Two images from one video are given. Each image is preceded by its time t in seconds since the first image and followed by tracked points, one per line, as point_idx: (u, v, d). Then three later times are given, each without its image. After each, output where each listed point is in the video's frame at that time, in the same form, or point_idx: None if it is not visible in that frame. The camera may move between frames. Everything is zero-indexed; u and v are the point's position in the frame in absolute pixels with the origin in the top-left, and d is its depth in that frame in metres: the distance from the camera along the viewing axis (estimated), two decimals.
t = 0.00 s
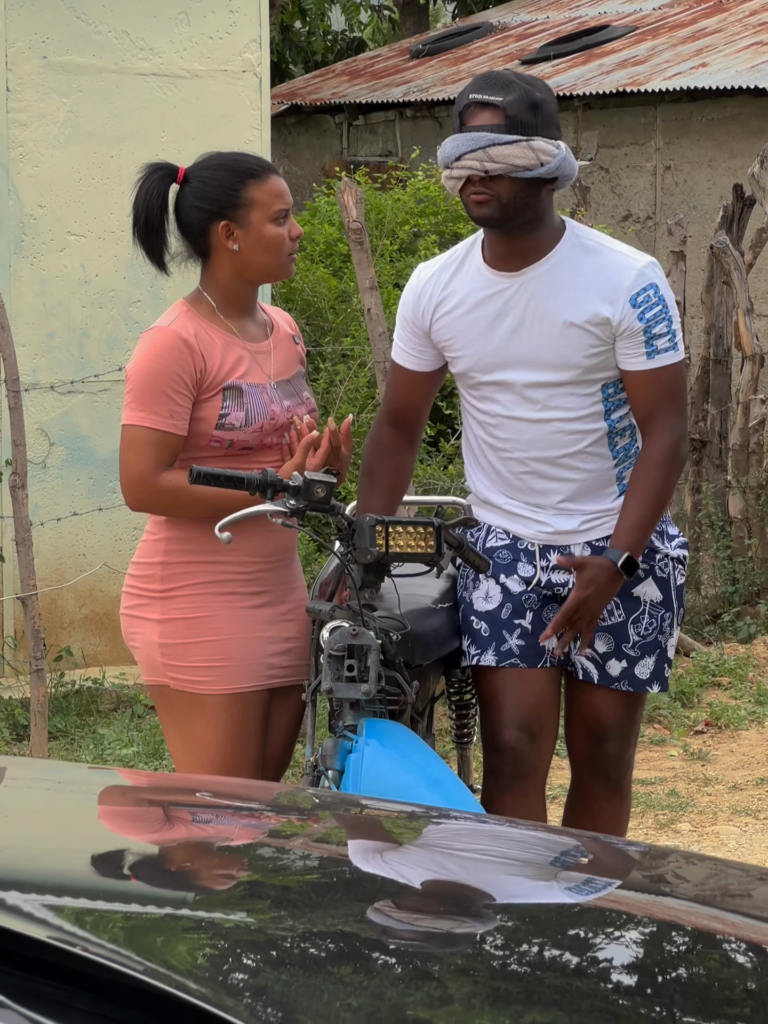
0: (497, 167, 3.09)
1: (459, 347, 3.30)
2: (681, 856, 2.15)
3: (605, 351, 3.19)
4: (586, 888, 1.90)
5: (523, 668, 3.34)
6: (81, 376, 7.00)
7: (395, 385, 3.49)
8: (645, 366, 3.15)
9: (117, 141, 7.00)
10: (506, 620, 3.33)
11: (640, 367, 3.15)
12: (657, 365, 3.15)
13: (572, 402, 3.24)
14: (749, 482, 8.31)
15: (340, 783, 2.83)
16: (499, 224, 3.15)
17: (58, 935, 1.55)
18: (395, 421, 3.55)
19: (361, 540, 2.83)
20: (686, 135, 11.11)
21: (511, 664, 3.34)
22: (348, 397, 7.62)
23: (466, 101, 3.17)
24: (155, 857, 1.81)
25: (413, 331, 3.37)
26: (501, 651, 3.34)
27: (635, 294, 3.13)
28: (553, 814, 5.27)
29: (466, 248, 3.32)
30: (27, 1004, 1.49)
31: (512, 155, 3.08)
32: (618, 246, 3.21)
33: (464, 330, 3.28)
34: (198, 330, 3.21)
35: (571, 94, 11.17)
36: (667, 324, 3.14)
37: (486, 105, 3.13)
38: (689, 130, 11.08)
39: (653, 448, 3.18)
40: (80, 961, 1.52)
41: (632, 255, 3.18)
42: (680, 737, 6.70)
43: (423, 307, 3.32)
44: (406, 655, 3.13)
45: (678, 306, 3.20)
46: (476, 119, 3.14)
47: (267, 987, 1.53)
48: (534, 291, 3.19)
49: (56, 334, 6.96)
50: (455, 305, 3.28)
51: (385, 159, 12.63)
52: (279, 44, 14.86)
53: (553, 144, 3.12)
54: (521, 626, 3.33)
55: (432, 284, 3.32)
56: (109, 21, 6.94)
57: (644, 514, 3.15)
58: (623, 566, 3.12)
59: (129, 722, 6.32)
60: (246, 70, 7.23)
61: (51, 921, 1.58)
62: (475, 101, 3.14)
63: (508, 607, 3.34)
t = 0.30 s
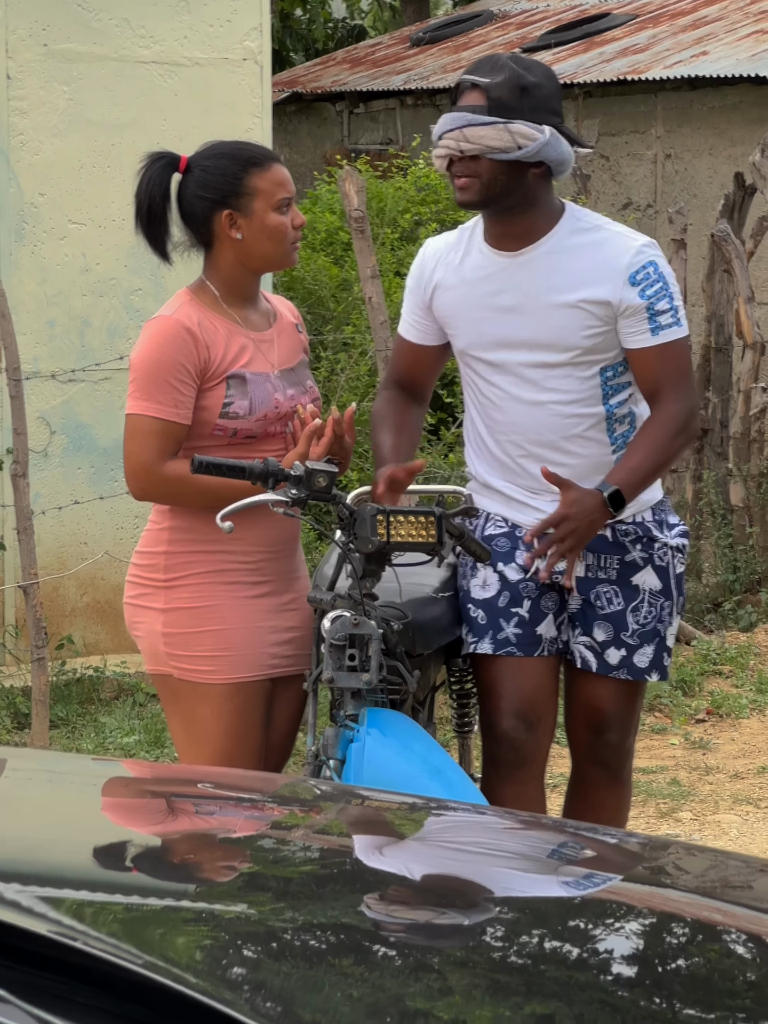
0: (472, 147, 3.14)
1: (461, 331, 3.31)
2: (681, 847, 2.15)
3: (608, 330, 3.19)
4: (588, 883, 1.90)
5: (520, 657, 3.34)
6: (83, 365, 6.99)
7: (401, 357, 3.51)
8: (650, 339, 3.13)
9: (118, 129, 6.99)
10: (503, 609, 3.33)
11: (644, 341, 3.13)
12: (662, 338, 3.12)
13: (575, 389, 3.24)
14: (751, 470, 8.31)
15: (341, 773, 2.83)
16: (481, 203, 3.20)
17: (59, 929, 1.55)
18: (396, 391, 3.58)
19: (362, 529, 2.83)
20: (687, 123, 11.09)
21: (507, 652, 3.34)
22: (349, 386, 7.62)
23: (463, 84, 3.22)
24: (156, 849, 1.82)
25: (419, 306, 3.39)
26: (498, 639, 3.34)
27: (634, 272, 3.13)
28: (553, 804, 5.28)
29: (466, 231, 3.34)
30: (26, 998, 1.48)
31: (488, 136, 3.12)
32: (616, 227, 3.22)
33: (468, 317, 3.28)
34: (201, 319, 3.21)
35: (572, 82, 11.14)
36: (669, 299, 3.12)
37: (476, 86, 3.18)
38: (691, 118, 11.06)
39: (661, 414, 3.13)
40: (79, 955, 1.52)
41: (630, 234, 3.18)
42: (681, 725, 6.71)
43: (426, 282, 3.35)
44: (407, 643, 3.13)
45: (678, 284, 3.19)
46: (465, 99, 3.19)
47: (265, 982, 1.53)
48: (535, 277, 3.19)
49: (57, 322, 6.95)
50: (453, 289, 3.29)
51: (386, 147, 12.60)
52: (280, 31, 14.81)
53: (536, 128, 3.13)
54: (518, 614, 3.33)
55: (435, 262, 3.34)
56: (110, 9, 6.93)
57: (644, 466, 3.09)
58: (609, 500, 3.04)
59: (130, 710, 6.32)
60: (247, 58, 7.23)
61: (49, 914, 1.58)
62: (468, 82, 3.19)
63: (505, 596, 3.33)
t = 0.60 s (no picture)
0: (462, 141, 3.12)
1: (457, 329, 3.28)
2: (679, 848, 2.14)
3: (601, 329, 3.17)
4: (585, 883, 1.89)
5: (519, 654, 3.33)
6: (80, 358, 6.97)
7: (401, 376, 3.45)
8: (644, 344, 3.13)
9: (116, 122, 6.97)
10: (502, 606, 3.32)
11: (638, 346, 3.13)
12: (656, 343, 3.12)
13: (575, 384, 3.23)
14: (749, 463, 8.31)
15: (339, 770, 2.82)
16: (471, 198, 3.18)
17: (54, 935, 1.54)
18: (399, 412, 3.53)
19: (360, 526, 2.82)
20: (687, 115, 11.06)
21: (506, 650, 3.33)
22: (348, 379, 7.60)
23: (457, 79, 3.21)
24: (154, 851, 1.81)
25: (410, 314, 3.36)
26: (497, 636, 3.32)
27: (629, 274, 3.12)
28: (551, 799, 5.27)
29: (461, 228, 3.32)
30: (20, 1004, 1.47)
31: (479, 131, 3.10)
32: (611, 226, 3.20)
33: (466, 311, 3.25)
34: (200, 312, 3.20)
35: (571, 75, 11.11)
36: (662, 304, 3.12)
37: (469, 81, 3.16)
38: (690, 110, 11.03)
39: (652, 423, 3.15)
40: (72, 961, 1.50)
41: (625, 234, 3.17)
42: (680, 720, 6.70)
43: (417, 290, 3.32)
44: (406, 640, 3.13)
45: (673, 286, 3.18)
46: (459, 94, 3.18)
47: (259, 987, 1.51)
48: (534, 271, 3.17)
49: (55, 315, 6.93)
50: (450, 284, 3.26)
51: (384, 139, 12.58)
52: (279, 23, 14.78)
53: (528, 124, 3.11)
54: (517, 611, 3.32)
55: (426, 267, 3.31)
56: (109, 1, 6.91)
57: (636, 481, 3.11)
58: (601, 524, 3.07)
59: (128, 704, 6.31)
60: (245, 51, 7.20)
61: (43, 919, 1.57)
62: (462, 77, 3.18)
63: (504, 593, 3.32)
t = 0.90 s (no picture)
0: (473, 146, 3.12)
1: (466, 329, 3.27)
2: (688, 854, 2.14)
3: (612, 334, 3.17)
4: (595, 887, 1.89)
5: (532, 656, 3.32)
6: (91, 357, 6.98)
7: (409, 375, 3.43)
8: (655, 347, 3.13)
9: (128, 122, 6.97)
10: (514, 607, 3.31)
11: (649, 348, 3.14)
12: (667, 347, 3.13)
13: (587, 385, 3.22)
14: (760, 463, 8.30)
15: (349, 772, 2.82)
16: (479, 203, 3.17)
17: (61, 943, 1.53)
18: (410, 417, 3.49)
19: (371, 527, 2.82)
20: (698, 114, 11.05)
21: (519, 651, 3.31)
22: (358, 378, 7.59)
23: (468, 83, 3.20)
24: (162, 856, 1.80)
25: (419, 318, 3.35)
26: (510, 637, 3.31)
27: (640, 278, 3.12)
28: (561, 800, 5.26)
29: (472, 228, 3.32)
30: (26, 1011, 1.47)
31: (490, 136, 3.10)
32: (621, 230, 3.20)
33: (476, 311, 3.24)
34: (211, 311, 3.20)
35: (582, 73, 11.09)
36: (674, 307, 3.12)
37: (482, 85, 3.15)
38: (701, 110, 11.02)
39: (666, 426, 3.17)
40: (79, 968, 1.50)
41: (635, 237, 3.18)
42: (691, 720, 6.69)
43: (428, 292, 3.31)
44: (415, 641, 3.12)
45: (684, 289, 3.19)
46: (469, 98, 3.17)
47: (265, 997, 1.51)
48: (545, 273, 3.17)
49: (65, 314, 6.94)
50: (460, 285, 3.26)
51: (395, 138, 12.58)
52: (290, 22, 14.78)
53: (538, 131, 3.11)
54: (529, 612, 3.31)
55: (436, 270, 3.30)
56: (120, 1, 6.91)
57: (649, 488, 3.14)
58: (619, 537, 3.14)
59: (138, 704, 6.32)
60: (256, 50, 7.18)
61: (51, 925, 1.57)
62: (473, 81, 3.17)
63: (516, 595, 3.31)
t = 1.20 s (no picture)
0: (480, 132, 3.12)
1: (469, 320, 3.27)
2: (690, 848, 2.13)
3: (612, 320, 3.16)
4: (597, 882, 1.88)
5: (534, 649, 3.33)
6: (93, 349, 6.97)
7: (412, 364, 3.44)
8: (647, 331, 3.11)
9: (131, 113, 6.96)
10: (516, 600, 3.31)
11: (642, 332, 3.12)
12: (660, 331, 3.11)
13: (589, 376, 3.21)
14: (763, 455, 8.29)
15: (350, 765, 2.82)
16: (488, 188, 3.18)
17: (62, 937, 1.53)
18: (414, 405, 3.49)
19: (372, 520, 2.82)
20: (701, 106, 11.04)
21: (521, 644, 3.32)
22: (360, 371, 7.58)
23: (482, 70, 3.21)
24: (162, 850, 1.80)
25: (423, 306, 3.35)
26: (512, 631, 3.31)
27: (639, 259, 3.11)
28: (563, 794, 5.26)
29: (476, 219, 3.31)
30: (26, 1006, 1.46)
31: (496, 123, 3.10)
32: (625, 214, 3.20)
33: (479, 302, 3.24)
34: (212, 303, 3.19)
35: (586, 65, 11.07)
36: (670, 292, 3.10)
37: (493, 73, 3.15)
38: (704, 102, 11.02)
39: (649, 416, 3.12)
40: (79, 961, 1.50)
41: (639, 220, 3.16)
42: (693, 713, 6.68)
43: (433, 281, 3.30)
44: (417, 633, 3.11)
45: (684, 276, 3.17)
46: (481, 85, 3.17)
47: (265, 992, 1.50)
48: (547, 263, 3.16)
49: (68, 306, 6.93)
50: (462, 276, 3.26)
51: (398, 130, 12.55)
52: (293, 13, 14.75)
53: (545, 121, 3.11)
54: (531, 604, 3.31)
55: (442, 253, 3.30)
56: None
57: (630, 487, 3.10)
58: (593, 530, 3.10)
59: (139, 696, 6.32)
60: (259, 41, 7.17)
61: (51, 918, 1.57)
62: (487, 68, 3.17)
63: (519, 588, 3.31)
